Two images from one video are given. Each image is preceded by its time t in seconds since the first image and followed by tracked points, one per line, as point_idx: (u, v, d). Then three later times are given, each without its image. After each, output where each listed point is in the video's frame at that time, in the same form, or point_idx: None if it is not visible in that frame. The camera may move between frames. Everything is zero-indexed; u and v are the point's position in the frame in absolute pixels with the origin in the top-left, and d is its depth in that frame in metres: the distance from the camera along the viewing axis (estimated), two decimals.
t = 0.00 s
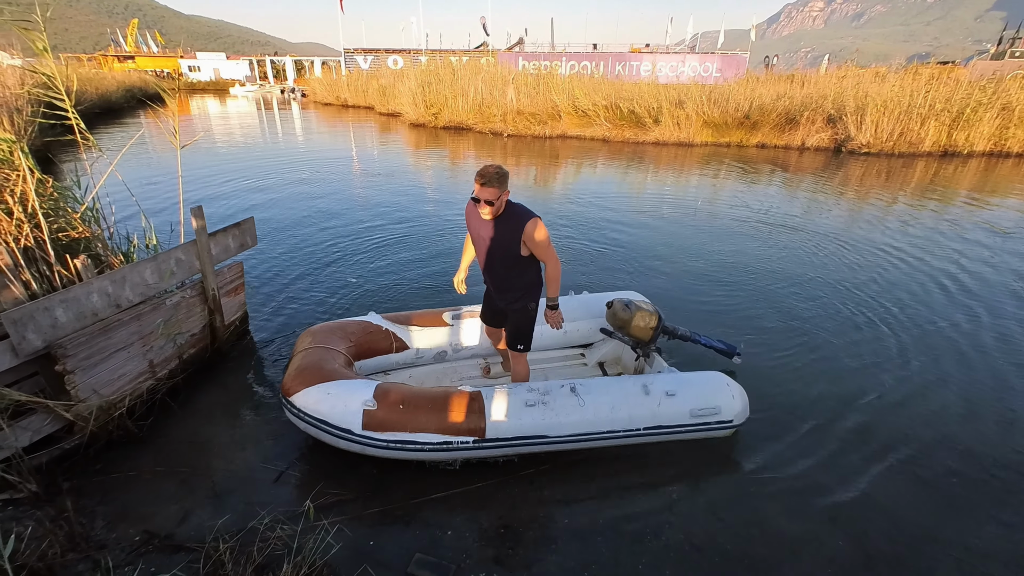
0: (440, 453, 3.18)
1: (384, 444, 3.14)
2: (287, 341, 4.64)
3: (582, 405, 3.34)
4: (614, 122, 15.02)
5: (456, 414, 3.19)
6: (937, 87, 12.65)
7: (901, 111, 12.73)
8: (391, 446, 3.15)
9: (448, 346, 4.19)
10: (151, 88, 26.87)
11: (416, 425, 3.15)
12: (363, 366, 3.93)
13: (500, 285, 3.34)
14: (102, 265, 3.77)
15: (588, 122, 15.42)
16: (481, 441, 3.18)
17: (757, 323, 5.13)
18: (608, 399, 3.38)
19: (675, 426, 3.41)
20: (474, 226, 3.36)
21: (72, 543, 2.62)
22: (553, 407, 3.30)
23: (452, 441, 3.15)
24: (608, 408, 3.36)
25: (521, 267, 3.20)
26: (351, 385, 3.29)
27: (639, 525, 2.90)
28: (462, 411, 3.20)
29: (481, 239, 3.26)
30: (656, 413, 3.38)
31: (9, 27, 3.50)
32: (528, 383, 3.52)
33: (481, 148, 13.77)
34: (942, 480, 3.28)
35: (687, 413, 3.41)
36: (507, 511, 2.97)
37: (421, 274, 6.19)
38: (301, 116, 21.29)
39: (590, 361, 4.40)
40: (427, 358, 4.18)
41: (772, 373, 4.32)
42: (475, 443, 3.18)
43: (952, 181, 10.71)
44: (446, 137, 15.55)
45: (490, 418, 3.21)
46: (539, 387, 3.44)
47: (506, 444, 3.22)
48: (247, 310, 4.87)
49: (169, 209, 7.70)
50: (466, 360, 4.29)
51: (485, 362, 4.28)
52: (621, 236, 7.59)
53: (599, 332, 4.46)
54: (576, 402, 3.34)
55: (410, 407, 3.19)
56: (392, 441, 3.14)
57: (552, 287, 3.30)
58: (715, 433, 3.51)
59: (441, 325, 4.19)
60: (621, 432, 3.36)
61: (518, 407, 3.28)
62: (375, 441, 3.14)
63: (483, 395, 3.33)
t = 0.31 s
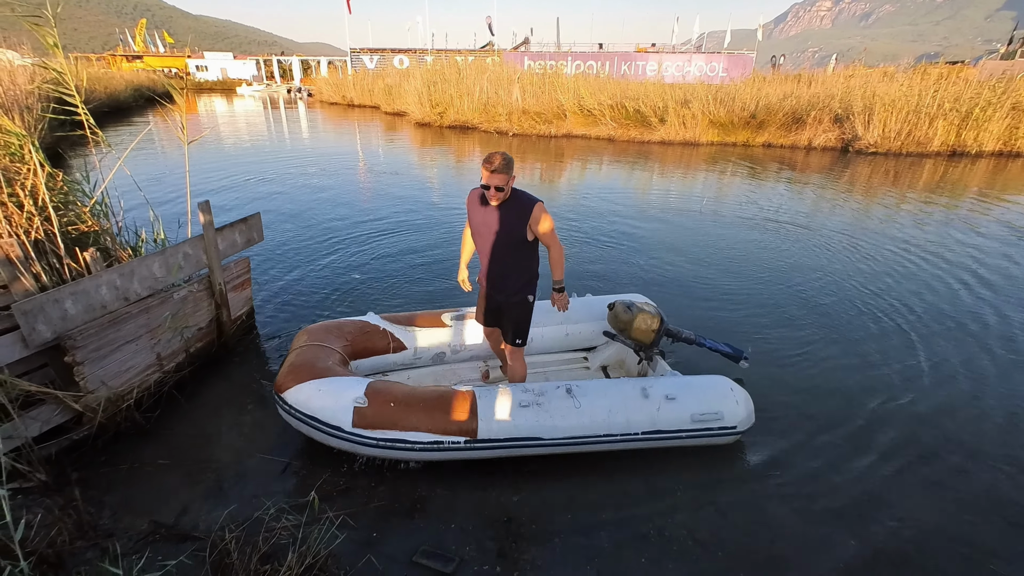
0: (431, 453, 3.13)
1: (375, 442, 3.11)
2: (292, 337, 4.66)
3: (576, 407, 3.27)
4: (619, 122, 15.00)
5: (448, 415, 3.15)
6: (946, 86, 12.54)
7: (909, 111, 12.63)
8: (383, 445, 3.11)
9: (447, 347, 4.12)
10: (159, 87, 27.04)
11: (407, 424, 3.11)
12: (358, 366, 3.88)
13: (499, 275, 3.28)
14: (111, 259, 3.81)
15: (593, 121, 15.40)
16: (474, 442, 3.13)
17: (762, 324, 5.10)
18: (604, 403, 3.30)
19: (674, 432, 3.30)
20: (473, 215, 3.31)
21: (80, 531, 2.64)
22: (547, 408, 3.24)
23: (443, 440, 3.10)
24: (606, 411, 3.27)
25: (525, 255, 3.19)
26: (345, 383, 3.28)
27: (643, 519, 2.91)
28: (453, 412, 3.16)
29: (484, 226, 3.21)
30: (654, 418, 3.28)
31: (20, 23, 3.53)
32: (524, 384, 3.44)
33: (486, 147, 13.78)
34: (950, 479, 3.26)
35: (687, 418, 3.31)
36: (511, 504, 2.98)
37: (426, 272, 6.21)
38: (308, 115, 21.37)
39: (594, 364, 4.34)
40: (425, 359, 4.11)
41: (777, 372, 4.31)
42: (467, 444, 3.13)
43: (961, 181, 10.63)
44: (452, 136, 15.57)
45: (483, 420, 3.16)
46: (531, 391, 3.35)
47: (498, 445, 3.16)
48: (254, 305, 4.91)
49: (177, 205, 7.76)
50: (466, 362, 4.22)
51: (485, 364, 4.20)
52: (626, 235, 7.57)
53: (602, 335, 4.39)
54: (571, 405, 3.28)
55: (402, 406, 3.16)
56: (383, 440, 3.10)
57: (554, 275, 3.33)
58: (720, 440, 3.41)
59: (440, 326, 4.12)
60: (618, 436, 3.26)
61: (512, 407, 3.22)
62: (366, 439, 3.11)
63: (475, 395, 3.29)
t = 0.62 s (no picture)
0: (420, 443, 3.10)
1: (363, 429, 3.10)
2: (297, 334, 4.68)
3: (571, 400, 3.21)
4: (624, 121, 14.97)
5: (437, 405, 3.13)
6: (955, 85, 12.44)
7: (917, 110, 12.53)
8: (372, 433, 3.10)
9: (447, 351, 4.02)
10: (166, 86, 27.19)
11: (398, 412, 3.11)
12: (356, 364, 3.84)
13: (500, 271, 3.22)
14: (117, 255, 3.84)
15: (598, 120, 15.37)
16: (464, 431, 3.08)
17: (767, 324, 5.07)
18: (601, 397, 3.24)
19: (674, 429, 3.20)
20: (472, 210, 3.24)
21: (86, 524, 2.66)
22: (541, 400, 3.19)
23: (432, 428, 3.07)
24: (602, 406, 3.21)
25: (527, 250, 3.18)
26: (337, 370, 3.30)
27: (646, 516, 2.90)
28: (442, 401, 3.15)
29: (487, 222, 3.14)
30: (653, 415, 3.20)
31: (28, 20, 3.54)
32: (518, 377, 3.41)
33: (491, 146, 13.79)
34: (957, 481, 3.24)
35: (688, 416, 3.22)
36: (513, 499, 2.99)
37: (430, 271, 6.22)
38: (313, 115, 21.44)
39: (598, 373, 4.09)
40: (424, 362, 4.02)
41: (783, 373, 4.29)
42: (457, 434, 3.08)
43: (969, 180, 10.55)
44: (456, 136, 15.59)
45: (474, 411, 3.12)
46: (525, 384, 3.29)
47: (489, 436, 3.11)
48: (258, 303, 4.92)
49: (183, 203, 7.80)
50: (466, 368, 4.09)
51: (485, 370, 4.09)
52: (630, 235, 7.54)
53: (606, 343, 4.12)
54: (566, 398, 3.22)
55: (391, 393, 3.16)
56: (372, 427, 3.10)
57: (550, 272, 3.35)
58: (726, 441, 3.29)
59: (441, 329, 4.04)
60: (615, 432, 3.18)
61: (504, 398, 3.18)
62: (356, 426, 3.11)
63: (467, 386, 3.26)
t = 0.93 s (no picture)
0: (408, 440, 3.10)
1: (353, 426, 3.10)
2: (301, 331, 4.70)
3: (563, 403, 3.17)
4: (628, 121, 14.95)
5: (428, 402, 3.11)
6: (961, 85, 12.35)
7: (923, 110, 12.45)
8: (361, 430, 3.10)
9: (446, 347, 4.01)
10: (172, 87, 27.34)
11: (388, 409, 3.09)
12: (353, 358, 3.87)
13: (501, 268, 3.21)
14: (122, 251, 3.86)
15: (602, 120, 15.36)
16: (452, 431, 3.07)
17: (771, 323, 5.05)
18: (593, 400, 3.20)
19: (667, 436, 3.14)
20: (471, 205, 3.20)
21: (90, 517, 2.66)
22: (532, 402, 3.16)
23: (421, 428, 3.07)
24: (595, 409, 3.16)
25: (529, 245, 3.19)
26: (331, 365, 3.31)
27: (648, 514, 2.91)
28: (433, 399, 3.13)
29: (490, 217, 3.11)
30: (646, 420, 3.14)
31: (35, 17, 3.55)
32: (511, 378, 3.37)
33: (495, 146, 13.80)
34: (962, 480, 3.22)
35: (684, 424, 3.14)
36: (516, 496, 3.00)
37: (433, 269, 6.23)
38: (318, 114, 21.51)
39: (600, 375, 4.02)
40: (423, 358, 4.02)
41: (787, 372, 4.28)
42: (446, 433, 3.07)
43: (975, 180, 10.48)
44: (460, 135, 15.61)
45: (463, 411, 3.09)
46: (517, 386, 3.25)
47: (478, 437, 3.09)
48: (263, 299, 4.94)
49: (188, 201, 7.84)
50: (466, 365, 4.08)
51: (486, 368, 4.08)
52: (633, 234, 7.53)
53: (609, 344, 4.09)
54: (558, 400, 3.18)
55: (383, 390, 3.14)
56: (361, 424, 3.09)
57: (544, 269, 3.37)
58: (723, 451, 3.21)
59: (441, 325, 4.05)
60: (607, 437, 3.13)
61: (495, 399, 3.15)
62: (346, 422, 3.10)
63: (460, 385, 3.23)
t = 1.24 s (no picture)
0: (399, 438, 3.10)
1: (345, 421, 3.10)
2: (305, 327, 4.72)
3: (554, 406, 3.10)
4: (633, 119, 14.91)
5: (419, 400, 3.10)
6: (969, 83, 12.26)
7: (930, 108, 12.35)
8: (352, 426, 3.10)
9: (446, 342, 4.01)
10: (177, 86, 27.41)
11: (379, 406, 3.09)
12: (353, 352, 3.89)
13: (500, 266, 3.20)
14: (128, 246, 3.88)
15: (606, 119, 15.32)
16: (441, 431, 3.06)
17: (776, 321, 5.04)
18: (585, 404, 3.11)
19: (661, 443, 3.02)
20: (470, 201, 3.14)
21: (96, 509, 2.67)
22: (521, 404, 3.09)
23: (411, 426, 3.06)
24: (585, 412, 3.08)
25: (527, 243, 3.19)
26: (328, 360, 3.33)
27: (651, 510, 2.91)
28: (424, 397, 3.12)
29: (497, 214, 3.07)
30: (638, 426, 3.04)
31: (43, 13, 3.54)
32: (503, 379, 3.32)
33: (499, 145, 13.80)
34: (969, 480, 3.20)
35: (678, 430, 3.02)
36: (519, 491, 3.01)
37: (437, 266, 6.24)
38: (323, 113, 21.57)
39: (602, 375, 4.00)
40: (423, 352, 4.02)
41: (791, 370, 4.27)
42: (435, 432, 3.06)
43: (983, 179, 10.40)
44: (464, 134, 15.62)
45: (453, 410, 3.08)
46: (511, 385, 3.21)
47: (467, 437, 3.06)
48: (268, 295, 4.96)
49: (194, 197, 7.87)
50: (467, 361, 4.08)
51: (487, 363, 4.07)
52: (638, 233, 7.51)
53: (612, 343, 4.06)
54: (549, 403, 3.11)
55: (376, 386, 3.15)
56: (353, 420, 3.09)
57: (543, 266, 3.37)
58: (719, 460, 3.08)
59: (442, 320, 4.05)
60: (598, 441, 3.05)
61: (483, 401, 3.10)
62: (338, 418, 3.11)
63: (451, 384, 3.21)
